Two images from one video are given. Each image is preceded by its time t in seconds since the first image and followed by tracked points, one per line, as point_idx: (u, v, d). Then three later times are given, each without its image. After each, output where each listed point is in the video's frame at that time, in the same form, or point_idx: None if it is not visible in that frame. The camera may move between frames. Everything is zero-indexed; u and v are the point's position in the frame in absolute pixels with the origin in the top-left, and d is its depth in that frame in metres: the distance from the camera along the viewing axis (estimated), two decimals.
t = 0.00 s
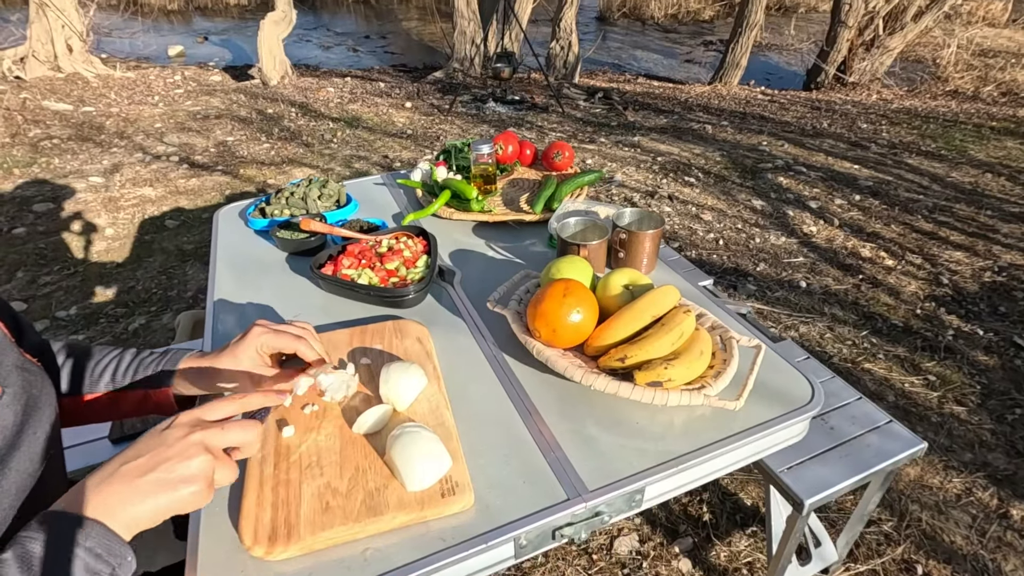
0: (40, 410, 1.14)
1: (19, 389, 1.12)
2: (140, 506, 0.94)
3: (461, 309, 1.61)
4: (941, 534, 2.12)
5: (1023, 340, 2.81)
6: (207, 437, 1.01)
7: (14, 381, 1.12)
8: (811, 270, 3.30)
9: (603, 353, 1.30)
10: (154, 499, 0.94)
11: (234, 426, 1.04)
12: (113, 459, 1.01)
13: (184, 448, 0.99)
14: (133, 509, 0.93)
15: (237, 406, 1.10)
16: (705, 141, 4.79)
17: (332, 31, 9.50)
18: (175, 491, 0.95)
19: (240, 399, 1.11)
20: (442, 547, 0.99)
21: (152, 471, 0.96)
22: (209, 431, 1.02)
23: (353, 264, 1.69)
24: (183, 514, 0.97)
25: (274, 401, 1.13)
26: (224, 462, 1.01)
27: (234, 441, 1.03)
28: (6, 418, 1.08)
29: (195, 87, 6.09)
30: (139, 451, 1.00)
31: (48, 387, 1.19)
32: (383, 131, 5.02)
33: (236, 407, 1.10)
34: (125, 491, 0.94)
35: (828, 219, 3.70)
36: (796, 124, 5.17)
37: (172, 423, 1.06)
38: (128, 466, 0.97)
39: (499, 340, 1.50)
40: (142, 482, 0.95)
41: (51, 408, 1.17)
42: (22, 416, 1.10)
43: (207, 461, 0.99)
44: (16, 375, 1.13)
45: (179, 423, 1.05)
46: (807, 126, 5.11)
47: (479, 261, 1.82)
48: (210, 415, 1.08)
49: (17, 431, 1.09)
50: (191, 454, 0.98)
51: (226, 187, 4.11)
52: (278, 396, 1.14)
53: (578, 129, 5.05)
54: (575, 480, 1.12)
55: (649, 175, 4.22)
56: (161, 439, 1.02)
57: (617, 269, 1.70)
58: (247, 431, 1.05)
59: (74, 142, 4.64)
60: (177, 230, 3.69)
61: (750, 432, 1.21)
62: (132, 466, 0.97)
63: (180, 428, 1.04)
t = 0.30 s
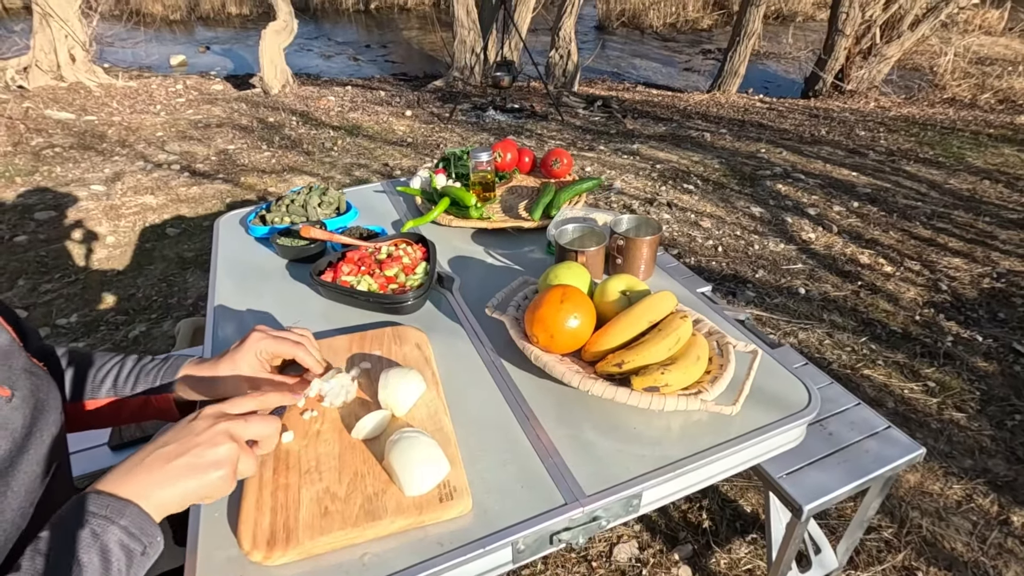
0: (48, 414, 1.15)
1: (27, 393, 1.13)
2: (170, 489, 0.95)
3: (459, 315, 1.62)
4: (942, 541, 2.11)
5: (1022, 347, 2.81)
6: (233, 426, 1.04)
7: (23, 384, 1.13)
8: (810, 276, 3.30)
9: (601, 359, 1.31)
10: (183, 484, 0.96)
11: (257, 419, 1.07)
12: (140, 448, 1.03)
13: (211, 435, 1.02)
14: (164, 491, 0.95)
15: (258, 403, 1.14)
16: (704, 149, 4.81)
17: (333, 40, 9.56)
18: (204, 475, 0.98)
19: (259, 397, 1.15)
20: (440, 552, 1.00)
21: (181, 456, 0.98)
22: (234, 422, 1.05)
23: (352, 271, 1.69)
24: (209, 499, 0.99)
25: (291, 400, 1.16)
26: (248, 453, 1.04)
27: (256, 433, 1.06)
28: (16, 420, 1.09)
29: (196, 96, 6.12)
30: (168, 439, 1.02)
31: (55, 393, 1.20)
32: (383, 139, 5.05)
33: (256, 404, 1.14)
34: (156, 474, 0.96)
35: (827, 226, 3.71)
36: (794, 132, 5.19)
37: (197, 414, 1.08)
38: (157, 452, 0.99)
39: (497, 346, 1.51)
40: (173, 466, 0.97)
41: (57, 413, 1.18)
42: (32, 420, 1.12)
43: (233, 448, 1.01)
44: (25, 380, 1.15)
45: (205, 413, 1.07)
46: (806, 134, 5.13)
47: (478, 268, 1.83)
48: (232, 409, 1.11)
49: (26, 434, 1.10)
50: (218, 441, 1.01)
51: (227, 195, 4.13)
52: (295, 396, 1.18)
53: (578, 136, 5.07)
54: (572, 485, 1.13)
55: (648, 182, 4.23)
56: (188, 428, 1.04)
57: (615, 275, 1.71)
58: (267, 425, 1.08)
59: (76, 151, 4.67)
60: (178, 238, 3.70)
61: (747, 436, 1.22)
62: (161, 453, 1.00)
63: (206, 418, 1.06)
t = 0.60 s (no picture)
0: (47, 412, 1.15)
1: (25, 392, 1.13)
2: (153, 502, 0.95)
3: (458, 318, 1.62)
4: (943, 546, 2.10)
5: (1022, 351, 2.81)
6: (220, 441, 1.04)
7: (22, 383, 1.13)
8: (808, 281, 3.31)
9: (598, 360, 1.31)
10: (165, 497, 0.96)
11: (245, 435, 1.06)
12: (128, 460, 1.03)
13: (198, 449, 1.01)
14: (147, 503, 0.95)
15: (245, 421, 1.13)
16: (702, 155, 4.83)
17: (334, 49, 9.62)
18: (189, 489, 0.97)
19: (246, 414, 1.14)
20: (437, 554, 0.99)
21: (165, 469, 0.98)
22: (221, 437, 1.04)
23: (351, 274, 1.70)
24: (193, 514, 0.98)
25: (281, 417, 1.16)
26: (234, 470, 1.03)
27: (244, 449, 1.05)
28: (14, 419, 1.09)
29: (197, 103, 6.15)
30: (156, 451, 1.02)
31: (54, 391, 1.19)
32: (383, 146, 5.07)
33: (242, 422, 1.13)
34: (140, 486, 0.96)
35: (825, 231, 3.72)
36: (792, 139, 5.22)
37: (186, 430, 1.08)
38: (144, 464, 1.00)
39: (496, 348, 1.51)
40: (157, 478, 0.97)
41: (56, 412, 1.18)
42: (30, 418, 1.11)
43: (220, 463, 1.01)
44: (23, 378, 1.14)
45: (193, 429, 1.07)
46: (804, 140, 5.15)
47: (477, 272, 1.83)
48: (220, 425, 1.11)
49: (24, 431, 1.10)
50: (204, 455, 1.00)
51: (227, 202, 4.14)
52: (285, 412, 1.19)
53: (577, 143, 5.09)
54: (570, 486, 1.13)
55: (647, 188, 4.24)
56: (176, 442, 1.04)
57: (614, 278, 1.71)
58: (256, 441, 1.07)
59: (77, 158, 4.68)
60: (178, 244, 3.71)
61: (745, 438, 1.22)
62: (148, 465, 1.00)
63: (194, 433, 1.06)
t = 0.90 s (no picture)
0: (31, 422, 1.14)
1: (9, 402, 1.12)
2: (133, 537, 0.94)
3: (455, 321, 1.62)
4: (944, 552, 2.09)
5: (1021, 356, 2.81)
6: (205, 469, 1.01)
7: (5, 393, 1.12)
8: (807, 287, 3.31)
9: (596, 364, 1.31)
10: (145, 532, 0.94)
11: (231, 460, 1.03)
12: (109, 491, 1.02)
13: (181, 478, 0.99)
14: (126, 539, 0.94)
15: (234, 439, 1.10)
16: (700, 162, 4.85)
17: (334, 56, 9.67)
18: (171, 522, 0.95)
19: (236, 433, 1.11)
20: (433, 558, 0.99)
21: (146, 502, 0.97)
22: (206, 463, 1.02)
23: (349, 278, 1.70)
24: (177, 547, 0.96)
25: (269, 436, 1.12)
26: (221, 496, 1.00)
27: (232, 475, 1.03)
28: None
29: (198, 111, 6.17)
30: (138, 481, 1.01)
31: (41, 399, 1.19)
32: (382, 153, 5.08)
33: (231, 441, 1.10)
34: (119, 522, 0.95)
35: (824, 237, 3.72)
36: (790, 145, 5.23)
37: (171, 456, 1.06)
38: (124, 497, 0.98)
39: (493, 352, 1.51)
40: (137, 513, 0.95)
41: (43, 419, 1.17)
42: (13, 428, 1.11)
43: (204, 492, 0.98)
44: (8, 388, 1.12)
45: (177, 455, 1.05)
46: (802, 146, 5.17)
47: (475, 276, 1.83)
48: (208, 448, 1.08)
49: (8, 443, 1.10)
50: (187, 485, 0.98)
51: (226, 208, 4.14)
52: (272, 431, 1.14)
53: (576, 150, 5.11)
54: (567, 489, 1.12)
55: (646, 195, 4.25)
56: (160, 470, 1.02)
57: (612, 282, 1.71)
58: (243, 466, 1.04)
59: (77, 165, 4.70)
60: (176, 251, 3.71)
61: (742, 441, 1.21)
62: (128, 498, 0.98)
63: (178, 460, 1.04)
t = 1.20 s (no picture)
0: (23, 426, 1.14)
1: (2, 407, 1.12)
2: (135, 541, 0.92)
3: (454, 326, 1.62)
4: (946, 558, 2.07)
5: (1021, 361, 2.80)
6: (211, 472, 1.00)
7: None
8: (806, 292, 3.31)
9: (593, 367, 1.31)
10: (149, 535, 0.93)
11: (237, 461, 1.02)
12: (113, 488, 1.00)
13: (186, 482, 0.98)
14: (128, 544, 0.92)
15: (243, 438, 1.08)
16: (699, 167, 4.86)
17: (335, 64, 9.72)
18: (175, 526, 0.94)
19: (246, 431, 1.08)
20: (429, 561, 0.98)
21: (149, 507, 0.95)
22: (212, 466, 1.01)
23: (346, 282, 1.70)
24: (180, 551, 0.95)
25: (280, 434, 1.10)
26: (225, 498, 0.99)
27: (237, 476, 1.01)
28: None
29: (199, 118, 6.20)
30: (142, 482, 0.99)
31: (32, 404, 1.19)
32: (382, 159, 5.10)
33: (241, 439, 1.08)
34: (122, 526, 0.93)
35: (822, 242, 3.73)
36: (789, 151, 5.25)
37: (177, 454, 1.04)
38: (127, 500, 0.96)
39: (491, 356, 1.51)
40: (141, 517, 0.94)
41: (36, 424, 1.17)
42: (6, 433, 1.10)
43: (208, 497, 0.97)
44: None
45: (184, 454, 1.03)
46: (800, 152, 5.18)
47: (473, 280, 1.83)
48: (215, 446, 1.06)
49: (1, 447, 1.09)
50: (192, 490, 0.97)
51: (226, 215, 4.15)
52: (284, 428, 1.12)
53: (575, 156, 5.12)
54: (565, 493, 1.12)
55: (645, 200, 4.26)
56: (164, 470, 1.00)
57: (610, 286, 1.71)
58: (251, 467, 1.03)
59: (78, 172, 4.71)
60: (176, 257, 3.71)
61: (741, 444, 1.21)
62: (132, 499, 0.97)
63: (184, 460, 1.02)
